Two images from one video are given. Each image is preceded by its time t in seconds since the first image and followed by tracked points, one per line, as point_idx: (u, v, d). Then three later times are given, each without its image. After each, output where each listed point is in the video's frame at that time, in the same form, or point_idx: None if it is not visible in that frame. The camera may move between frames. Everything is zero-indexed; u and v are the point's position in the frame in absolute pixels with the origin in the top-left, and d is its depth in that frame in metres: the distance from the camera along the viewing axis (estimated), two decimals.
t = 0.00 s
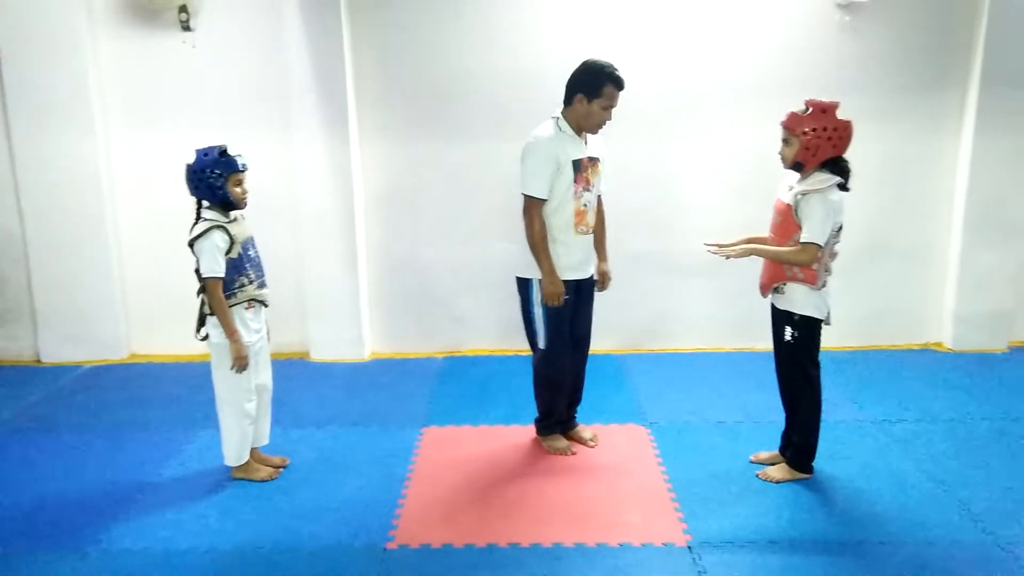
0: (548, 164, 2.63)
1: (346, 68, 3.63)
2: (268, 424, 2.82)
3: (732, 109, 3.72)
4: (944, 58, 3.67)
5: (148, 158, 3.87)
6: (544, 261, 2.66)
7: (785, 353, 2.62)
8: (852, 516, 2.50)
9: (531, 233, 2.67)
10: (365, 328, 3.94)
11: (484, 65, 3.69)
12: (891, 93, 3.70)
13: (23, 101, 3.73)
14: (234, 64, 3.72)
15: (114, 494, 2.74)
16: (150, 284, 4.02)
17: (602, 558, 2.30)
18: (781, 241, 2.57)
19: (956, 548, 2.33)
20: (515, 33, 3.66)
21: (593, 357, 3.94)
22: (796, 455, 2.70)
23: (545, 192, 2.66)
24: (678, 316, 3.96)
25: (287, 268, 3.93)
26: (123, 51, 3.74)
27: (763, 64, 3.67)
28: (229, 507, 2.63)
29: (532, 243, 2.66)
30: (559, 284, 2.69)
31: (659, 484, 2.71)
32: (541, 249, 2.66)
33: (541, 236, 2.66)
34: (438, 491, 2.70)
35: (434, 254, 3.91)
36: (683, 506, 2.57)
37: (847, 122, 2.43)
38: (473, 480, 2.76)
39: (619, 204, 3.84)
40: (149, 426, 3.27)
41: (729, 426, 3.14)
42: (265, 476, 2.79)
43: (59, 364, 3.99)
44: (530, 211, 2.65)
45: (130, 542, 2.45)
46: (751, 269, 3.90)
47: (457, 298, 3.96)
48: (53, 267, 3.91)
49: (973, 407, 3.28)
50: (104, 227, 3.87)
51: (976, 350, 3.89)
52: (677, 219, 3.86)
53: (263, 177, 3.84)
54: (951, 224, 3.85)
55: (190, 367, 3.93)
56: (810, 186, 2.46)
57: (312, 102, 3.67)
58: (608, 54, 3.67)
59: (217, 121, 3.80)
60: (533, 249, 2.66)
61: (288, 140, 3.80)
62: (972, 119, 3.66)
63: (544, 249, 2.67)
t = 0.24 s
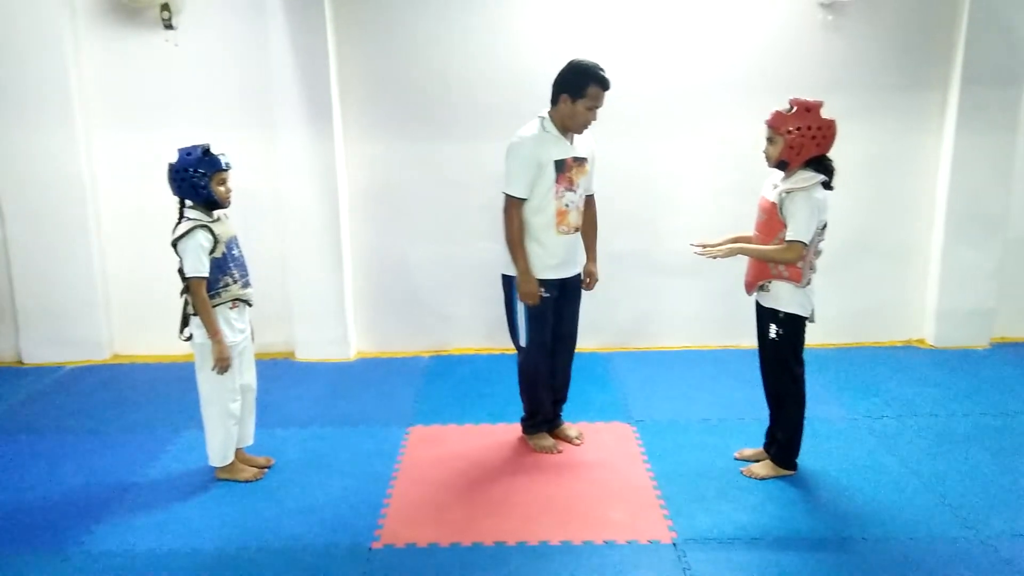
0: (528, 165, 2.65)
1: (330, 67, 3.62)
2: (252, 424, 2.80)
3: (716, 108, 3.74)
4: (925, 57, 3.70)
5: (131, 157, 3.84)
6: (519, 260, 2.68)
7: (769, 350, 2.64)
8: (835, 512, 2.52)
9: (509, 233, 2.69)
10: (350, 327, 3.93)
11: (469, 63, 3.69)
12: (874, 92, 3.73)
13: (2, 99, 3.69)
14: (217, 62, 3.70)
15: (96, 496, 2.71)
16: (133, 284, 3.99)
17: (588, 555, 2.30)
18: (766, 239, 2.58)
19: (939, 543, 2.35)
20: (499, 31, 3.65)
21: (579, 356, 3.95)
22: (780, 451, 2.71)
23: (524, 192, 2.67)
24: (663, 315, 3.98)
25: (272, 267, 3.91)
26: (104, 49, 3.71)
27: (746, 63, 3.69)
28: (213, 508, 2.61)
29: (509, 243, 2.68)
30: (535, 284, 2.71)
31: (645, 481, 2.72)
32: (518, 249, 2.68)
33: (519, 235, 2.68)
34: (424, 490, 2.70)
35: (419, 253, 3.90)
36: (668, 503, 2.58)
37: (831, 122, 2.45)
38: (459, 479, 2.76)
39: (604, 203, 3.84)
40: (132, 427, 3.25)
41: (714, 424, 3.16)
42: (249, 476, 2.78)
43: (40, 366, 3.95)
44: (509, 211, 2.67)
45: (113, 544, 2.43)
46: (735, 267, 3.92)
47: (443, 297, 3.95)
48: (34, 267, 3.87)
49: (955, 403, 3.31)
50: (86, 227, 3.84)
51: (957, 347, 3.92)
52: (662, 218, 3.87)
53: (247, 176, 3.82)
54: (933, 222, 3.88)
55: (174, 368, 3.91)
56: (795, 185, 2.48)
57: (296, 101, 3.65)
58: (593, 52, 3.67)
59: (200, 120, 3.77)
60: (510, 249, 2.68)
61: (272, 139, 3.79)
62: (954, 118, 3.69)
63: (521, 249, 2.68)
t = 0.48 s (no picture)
0: (503, 159, 2.68)
1: (318, 61, 3.60)
2: (241, 420, 2.79)
3: (705, 102, 3.74)
4: (912, 51, 3.72)
5: (117, 152, 3.81)
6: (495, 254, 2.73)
7: (758, 343, 2.65)
8: (823, 504, 2.53)
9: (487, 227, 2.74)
10: (340, 323, 3.92)
11: (457, 57, 3.68)
12: (862, 86, 3.74)
13: None
14: (203, 56, 3.67)
15: (84, 493, 2.70)
16: (120, 280, 3.96)
17: (578, 549, 2.31)
18: (755, 233, 2.59)
19: (926, 535, 2.37)
20: (488, 25, 3.64)
21: (570, 350, 3.95)
22: (769, 444, 2.73)
23: (502, 186, 2.71)
24: (653, 309, 3.99)
25: (261, 262, 3.90)
26: (89, 43, 3.68)
27: (735, 57, 3.69)
28: (202, 504, 2.60)
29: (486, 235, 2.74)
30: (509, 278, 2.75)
31: (635, 475, 2.73)
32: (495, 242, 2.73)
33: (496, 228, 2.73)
34: (414, 485, 2.70)
35: (409, 248, 3.89)
36: (657, 497, 2.59)
37: (819, 116, 2.45)
38: (448, 474, 2.77)
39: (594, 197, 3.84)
40: (120, 424, 3.23)
41: (703, 417, 3.17)
42: (239, 472, 2.77)
43: (27, 362, 3.92)
44: (486, 204, 2.73)
45: (101, 541, 2.42)
46: (725, 261, 3.93)
47: (432, 292, 3.95)
48: (19, 264, 3.84)
49: (942, 395, 3.34)
50: (72, 223, 3.81)
51: (944, 339, 3.95)
52: (651, 212, 3.87)
53: (235, 171, 3.79)
54: (920, 215, 3.90)
55: (162, 364, 3.89)
56: (784, 178, 2.49)
57: (284, 95, 3.63)
58: (582, 46, 3.67)
59: (186, 115, 3.75)
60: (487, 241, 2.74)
61: (259, 134, 3.76)
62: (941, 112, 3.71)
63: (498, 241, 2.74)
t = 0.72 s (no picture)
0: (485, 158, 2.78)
1: (321, 63, 3.60)
2: (247, 422, 2.79)
3: (709, 103, 3.74)
4: (915, 52, 3.72)
5: (121, 154, 3.82)
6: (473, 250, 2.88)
7: (763, 344, 2.65)
8: (829, 505, 2.53)
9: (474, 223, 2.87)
10: (344, 324, 3.93)
11: (460, 59, 3.68)
12: (865, 86, 3.74)
13: None
14: (207, 59, 3.68)
15: (91, 495, 2.70)
16: (125, 283, 3.97)
17: (584, 550, 2.31)
18: (760, 234, 2.60)
19: (933, 535, 2.37)
20: (491, 27, 3.65)
21: (574, 351, 3.96)
22: (774, 444, 2.73)
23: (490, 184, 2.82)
24: (656, 310, 3.99)
25: (265, 264, 3.90)
26: (93, 46, 3.68)
27: (738, 58, 3.69)
28: (208, 506, 2.61)
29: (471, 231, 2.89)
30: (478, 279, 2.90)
31: (640, 476, 2.73)
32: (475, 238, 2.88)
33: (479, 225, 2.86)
34: (419, 486, 2.70)
35: (413, 249, 3.90)
36: (663, 498, 2.59)
37: (823, 116, 2.45)
38: (453, 475, 2.77)
39: (597, 198, 3.85)
40: (126, 426, 3.24)
41: (708, 418, 3.17)
42: (245, 474, 2.77)
43: (33, 365, 3.94)
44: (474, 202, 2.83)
45: (108, 542, 2.42)
46: (728, 261, 3.93)
47: (436, 293, 3.95)
48: (25, 266, 3.85)
49: (947, 395, 3.33)
50: (77, 226, 3.82)
51: (949, 339, 3.95)
52: (655, 214, 3.87)
53: (239, 174, 3.80)
54: (924, 215, 3.90)
55: (167, 366, 3.89)
56: (788, 179, 2.49)
57: (288, 98, 3.64)
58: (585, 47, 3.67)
59: (190, 118, 3.76)
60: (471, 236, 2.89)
61: (263, 136, 3.77)
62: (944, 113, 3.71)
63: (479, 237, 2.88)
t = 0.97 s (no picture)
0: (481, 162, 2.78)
1: (327, 61, 3.60)
2: (253, 419, 2.80)
3: (715, 102, 3.73)
4: (923, 51, 3.70)
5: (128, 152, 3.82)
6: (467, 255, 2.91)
7: (769, 345, 2.65)
8: (834, 505, 2.53)
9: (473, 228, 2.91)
10: (349, 322, 3.93)
11: (466, 57, 3.68)
12: (872, 86, 3.72)
13: None
14: (213, 57, 3.68)
15: (97, 491, 2.72)
16: (131, 279, 3.98)
17: (588, 550, 2.31)
18: (766, 234, 2.59)
19: (939, 537, 2.36)
20: (497, 26, 3.64)
21: (579, 350, 3.96)
22: (779, 445, 2.72)
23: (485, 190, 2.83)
24: (662, 309, 3.98)
25: (271, 262, 3.91)
26: (100, 44, 3.69)
27: (745, 57, 3.68)
28: (214, 502, 2.62)
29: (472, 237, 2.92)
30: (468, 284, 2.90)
31: (645, 476, 2.73)
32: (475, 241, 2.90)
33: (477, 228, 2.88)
34: (424, 485, 2.70)
35: (418, 247, 3.90)
36: (668, 498, 2.59)
37: (829, 115, 2.45)
38: (458, 474, 2.77)
39: (603, 197, 3.84)
40: (132, 423, 3.25)
41: (713, 417, 3.17)
42: (251, 471, 2.78)
43: (40, 361, 3.95)
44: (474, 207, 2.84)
45: (115, 538, 2.44)
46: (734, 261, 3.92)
47: (441, 291, 3.96)
48: (32, 263, 3.87)
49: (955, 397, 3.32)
50: (84, 222, 3.83)
51: (955, 340, 3.94)
52: (661, 213, 3.87)
53: (246, 171, 3.81)
54: (931, 215, 3.89)
55: (173, 363, 3.91)
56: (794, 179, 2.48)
57: (294, 95, 3.64)
58: (591, 46, 3.66)
59: (197, 115, 3.76)
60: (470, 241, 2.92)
61: (270, 134, 3.78)
62: (952, 112, 3.69)
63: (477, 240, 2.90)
